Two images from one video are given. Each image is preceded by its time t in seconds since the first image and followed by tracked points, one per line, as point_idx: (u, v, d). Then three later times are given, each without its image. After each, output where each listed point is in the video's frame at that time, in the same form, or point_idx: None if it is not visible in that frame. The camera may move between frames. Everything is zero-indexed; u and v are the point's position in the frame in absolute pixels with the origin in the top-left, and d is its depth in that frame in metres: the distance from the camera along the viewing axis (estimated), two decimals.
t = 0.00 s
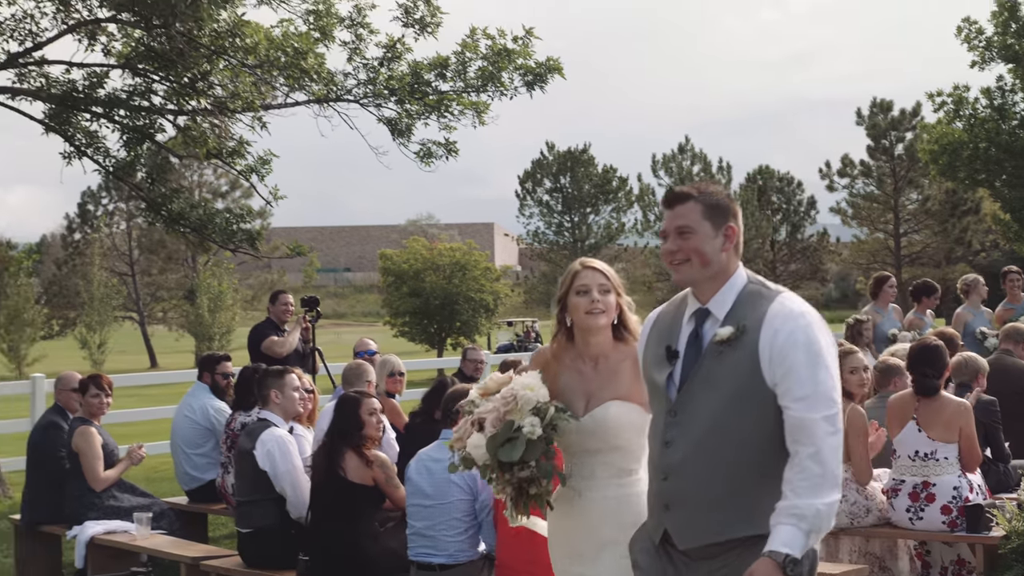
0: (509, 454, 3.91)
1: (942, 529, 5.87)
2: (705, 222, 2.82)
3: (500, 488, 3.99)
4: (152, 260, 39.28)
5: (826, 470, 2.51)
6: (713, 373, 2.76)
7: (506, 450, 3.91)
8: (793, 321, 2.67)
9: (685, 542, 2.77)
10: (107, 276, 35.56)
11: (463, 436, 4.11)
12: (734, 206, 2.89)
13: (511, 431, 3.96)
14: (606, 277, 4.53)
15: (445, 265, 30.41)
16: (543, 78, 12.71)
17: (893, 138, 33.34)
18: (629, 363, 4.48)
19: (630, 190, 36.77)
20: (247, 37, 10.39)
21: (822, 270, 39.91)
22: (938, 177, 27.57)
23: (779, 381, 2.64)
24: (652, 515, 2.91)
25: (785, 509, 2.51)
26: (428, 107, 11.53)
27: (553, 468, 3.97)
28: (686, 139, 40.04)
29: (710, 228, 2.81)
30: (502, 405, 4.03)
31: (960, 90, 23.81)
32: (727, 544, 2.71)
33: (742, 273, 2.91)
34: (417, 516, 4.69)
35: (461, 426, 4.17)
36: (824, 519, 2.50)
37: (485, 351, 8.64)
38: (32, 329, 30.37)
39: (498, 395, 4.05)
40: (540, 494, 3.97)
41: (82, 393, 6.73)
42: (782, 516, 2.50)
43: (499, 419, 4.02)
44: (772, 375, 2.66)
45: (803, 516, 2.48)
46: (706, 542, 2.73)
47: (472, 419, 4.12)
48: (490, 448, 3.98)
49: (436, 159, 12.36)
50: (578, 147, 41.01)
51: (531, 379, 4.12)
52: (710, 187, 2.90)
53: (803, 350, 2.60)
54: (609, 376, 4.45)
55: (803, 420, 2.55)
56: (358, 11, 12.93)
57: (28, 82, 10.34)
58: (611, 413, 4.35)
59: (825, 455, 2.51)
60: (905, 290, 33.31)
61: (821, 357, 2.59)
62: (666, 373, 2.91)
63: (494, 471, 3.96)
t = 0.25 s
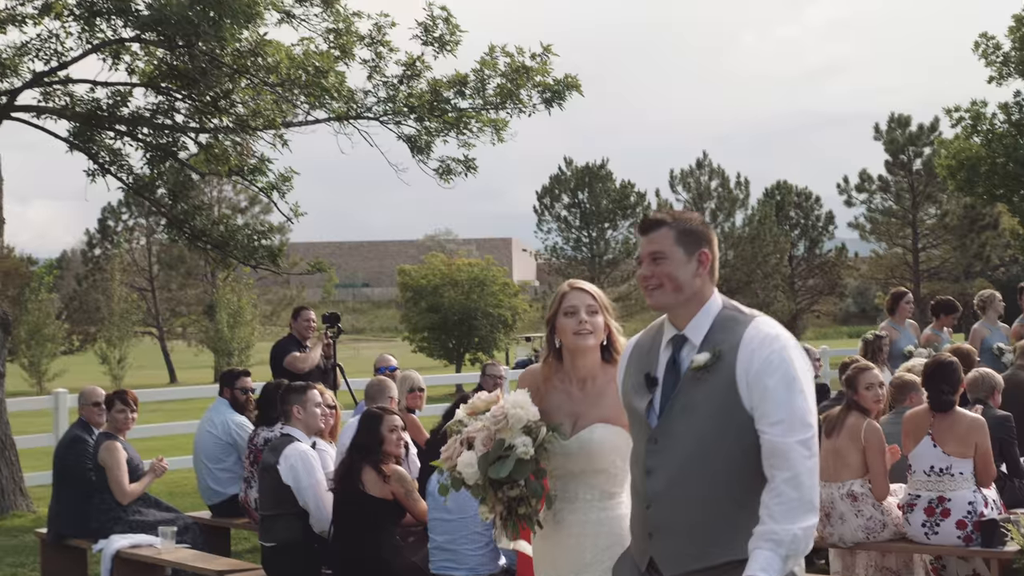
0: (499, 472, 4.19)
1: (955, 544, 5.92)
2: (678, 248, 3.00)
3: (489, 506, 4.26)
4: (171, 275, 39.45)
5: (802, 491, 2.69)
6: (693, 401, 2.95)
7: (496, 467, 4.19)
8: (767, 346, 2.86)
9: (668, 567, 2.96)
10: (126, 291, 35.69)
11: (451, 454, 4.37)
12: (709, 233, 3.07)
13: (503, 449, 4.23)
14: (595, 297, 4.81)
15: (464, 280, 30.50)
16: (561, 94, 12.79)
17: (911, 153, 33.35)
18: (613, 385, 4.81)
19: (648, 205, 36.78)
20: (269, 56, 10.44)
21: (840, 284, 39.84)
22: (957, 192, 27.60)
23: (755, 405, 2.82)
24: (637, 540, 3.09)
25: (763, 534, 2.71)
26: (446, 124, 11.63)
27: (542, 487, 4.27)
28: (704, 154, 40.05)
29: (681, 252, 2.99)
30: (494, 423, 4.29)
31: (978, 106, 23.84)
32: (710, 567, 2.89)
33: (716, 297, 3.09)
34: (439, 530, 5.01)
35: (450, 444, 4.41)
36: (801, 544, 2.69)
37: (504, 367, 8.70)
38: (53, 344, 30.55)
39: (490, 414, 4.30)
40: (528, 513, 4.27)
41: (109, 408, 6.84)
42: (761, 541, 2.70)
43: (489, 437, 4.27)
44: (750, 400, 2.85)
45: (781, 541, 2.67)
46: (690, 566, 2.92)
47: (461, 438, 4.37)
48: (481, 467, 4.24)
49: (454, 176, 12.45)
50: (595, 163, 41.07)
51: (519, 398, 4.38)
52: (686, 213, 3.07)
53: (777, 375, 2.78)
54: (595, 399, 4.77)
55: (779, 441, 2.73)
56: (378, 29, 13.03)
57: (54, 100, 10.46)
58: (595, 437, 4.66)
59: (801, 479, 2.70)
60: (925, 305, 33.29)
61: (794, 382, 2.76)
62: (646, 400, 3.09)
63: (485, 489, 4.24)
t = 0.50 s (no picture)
0: (486, 501, 4.29)
1: (973, 566, 5.97)
2: (651, 275, 3.00)
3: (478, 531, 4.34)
4: (192, 298, 39.67)
5: (784, 520, 2.69)
6: (671, 429, 2.94)
7: (483, 495, 4.28)
8: (746, 372, 2.85)
9: None
10: (148, 313, 35.85)
11: (442, 480, 4.48)
12: (686, 260, 3.05)
13: (491, 476, 4.33)
14: (583, 321, 4.80)
15: (484, 303, 30.59)
16: (582, 117, 12.88)
17: (931, 175, 33.33)
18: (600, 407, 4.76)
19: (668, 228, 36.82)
20: (293, 83, 10.43)
21: (860, 306, 39.78)
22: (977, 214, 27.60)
23: (735, 431, 2.82)
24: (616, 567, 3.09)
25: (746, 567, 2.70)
26: (467, 147, 11.71)
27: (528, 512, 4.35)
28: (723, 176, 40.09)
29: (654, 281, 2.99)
30: (482, 451, 4.37)
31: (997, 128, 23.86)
32: None
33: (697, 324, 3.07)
34: (463, 551, 5.11)
35: (441, 470, 4.50)
36: None
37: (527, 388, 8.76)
38: (75, 366, 30.72)
39: (478, 442, 4.39)
40: (516, 539, 4.35)
41: (135, 431, 6.94)
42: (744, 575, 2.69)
43: (477, 465, 4.37)
44: (729, 426, 2.84)
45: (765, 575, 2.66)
46: None
47: (451, 464, 4.49)
48: (469, 493, 4.33)
49: (475, 199, 12.52)
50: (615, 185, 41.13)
51: (509, 424, 4.46)
52: (661, 241, 3.07)
53: (757, 402, 2.77)
54: (580, 421, 4.73)
55: (759, 472, 2.72)
56: (400, 55, 13.18)
57: (80, 125, 10.60)
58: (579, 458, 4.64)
59: (785, 512, 2.69)
60: (945, 327, 33.20)
61: (774, 409, 2.76)
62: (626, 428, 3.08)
63: (473, 515, 4.32)
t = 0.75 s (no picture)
0: (468, 524, 4.55)
1: None
2: (636, 301, 3.29)
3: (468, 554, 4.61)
4: (211, 320, 39.85)
5: (764, 547, 2.98)
6: (660, 450, 3.21)
7: (466, 519, 4.54)
8: (730, 401, 3.13)
9: None
10: (168, 336, 35.98)
11: (433, 502, 4.75)
12: (674, 288, 3.33)
13: (475, 500, 4.58)
14: (572, 345, 5.28)
15: (503, 326, 30.73)
16: (600, 143, 12.96)
17: (949, 199, 33.57)
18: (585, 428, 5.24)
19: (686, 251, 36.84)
20: (315, 110, 10.50)
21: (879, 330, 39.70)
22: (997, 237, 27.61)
23: (720, 459, 3.09)
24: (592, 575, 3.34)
25: None
26: (487, 173, 11.82)
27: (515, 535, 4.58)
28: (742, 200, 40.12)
29: (640, 306, 3.26)
30: (467, 476, 4.63)
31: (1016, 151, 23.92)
32: None
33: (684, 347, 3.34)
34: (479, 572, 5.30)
35: (434, 492, 4.78)
36: None
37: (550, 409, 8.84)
38: (95, 389, 30.86)
39: (465, 466, 4.65)
40: (504, 560, 4.59)
41: (160, 455, 7.04)
42: None
43: (463, 489, 4.62)
44: (715, 453, 3.12)
45: None
46: None
47: (441, 487, 4.75)
48: (452, 518, 4.61)
49: (495, 223, 12.63)
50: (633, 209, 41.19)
51: (495, 449, 4.68)
52: (649, 269, 3.35)
53: (745, 432, 3.05)
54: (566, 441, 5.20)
55: (744, 499, 3.01)
56: (420, 81, 13.31)
57: (105, 152, 10.72)
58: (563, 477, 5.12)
59: (766, 541, 2.99)
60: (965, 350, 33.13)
61: (759, 439, 3.04)
62: (613, 446, 3.34)
63: (458, 538, 4.59)
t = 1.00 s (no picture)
0: (450, 547, 4.73)
1: None
2: (622, 327, 3.34)
3: None
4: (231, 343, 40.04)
5: None
6: (654, 471, 3.25)
7: (447, 542, 4.73)
8: (729, 425, 3.17)
9: None
10: (187, 360, 36.11)
11: (422, 524, 4.93)
12: (664, 311, 3.37)
13: (458, 525, 4.72)
14: (556, 375, 4.89)
15: (522, 349, 30.84)
16: (618, 168, 13.05)
17: (968, 221, 33.56)
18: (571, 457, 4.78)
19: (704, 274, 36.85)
20: (336, 136, 10.66)
21: (898, 353, 39.60)
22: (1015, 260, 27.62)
23: (716, 482, 3.13)
24: None
25: None
26: (507, 198, 11.90)
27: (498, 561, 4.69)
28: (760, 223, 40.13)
29: (625, 332, 3.31)
30: (452, 501, 4.75)
31: None
32: None
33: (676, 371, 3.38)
34: None
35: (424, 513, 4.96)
36: None
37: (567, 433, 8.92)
38: (115, 411, 31.05)
39: (451, 491, 4.78)
40: None
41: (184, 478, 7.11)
42: None
43: (448, 514, 4.76)
44: (711, 477, 3.15)
45: None
46: None
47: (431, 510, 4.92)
48: (437, 540, 4.78)
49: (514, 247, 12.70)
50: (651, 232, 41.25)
51: (480, 475, 4.78)
52: (638, 293, 3.40)
53: (741, 457, 3.09)
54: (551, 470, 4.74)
55: (740, 526, 3.06)
56: (439, 106, 13.42)
57: (128, 178, 10.84)
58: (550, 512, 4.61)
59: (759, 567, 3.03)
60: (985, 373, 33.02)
61: (756, 463, 3.08)
62: (605, 465, 3.37)
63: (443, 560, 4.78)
